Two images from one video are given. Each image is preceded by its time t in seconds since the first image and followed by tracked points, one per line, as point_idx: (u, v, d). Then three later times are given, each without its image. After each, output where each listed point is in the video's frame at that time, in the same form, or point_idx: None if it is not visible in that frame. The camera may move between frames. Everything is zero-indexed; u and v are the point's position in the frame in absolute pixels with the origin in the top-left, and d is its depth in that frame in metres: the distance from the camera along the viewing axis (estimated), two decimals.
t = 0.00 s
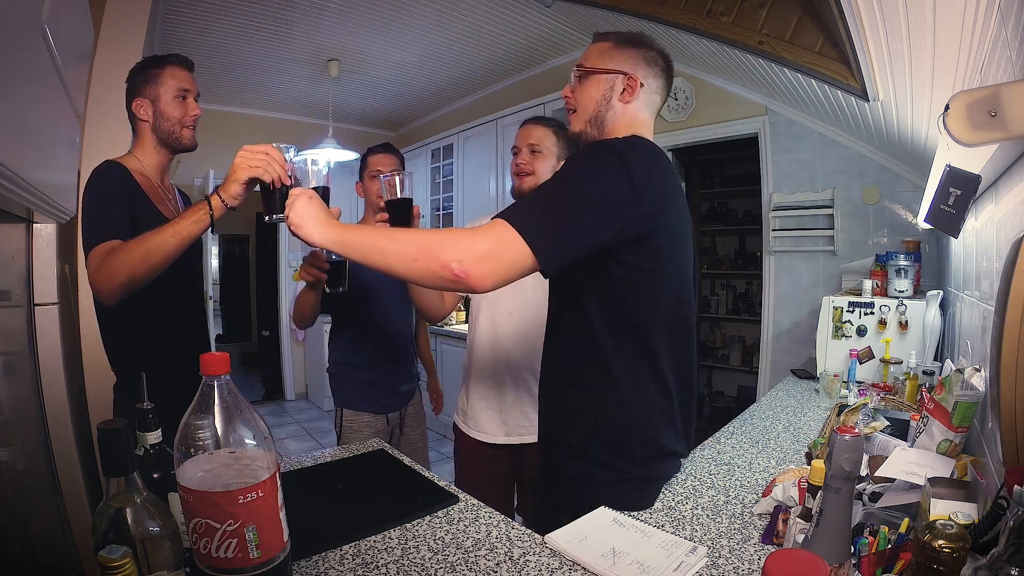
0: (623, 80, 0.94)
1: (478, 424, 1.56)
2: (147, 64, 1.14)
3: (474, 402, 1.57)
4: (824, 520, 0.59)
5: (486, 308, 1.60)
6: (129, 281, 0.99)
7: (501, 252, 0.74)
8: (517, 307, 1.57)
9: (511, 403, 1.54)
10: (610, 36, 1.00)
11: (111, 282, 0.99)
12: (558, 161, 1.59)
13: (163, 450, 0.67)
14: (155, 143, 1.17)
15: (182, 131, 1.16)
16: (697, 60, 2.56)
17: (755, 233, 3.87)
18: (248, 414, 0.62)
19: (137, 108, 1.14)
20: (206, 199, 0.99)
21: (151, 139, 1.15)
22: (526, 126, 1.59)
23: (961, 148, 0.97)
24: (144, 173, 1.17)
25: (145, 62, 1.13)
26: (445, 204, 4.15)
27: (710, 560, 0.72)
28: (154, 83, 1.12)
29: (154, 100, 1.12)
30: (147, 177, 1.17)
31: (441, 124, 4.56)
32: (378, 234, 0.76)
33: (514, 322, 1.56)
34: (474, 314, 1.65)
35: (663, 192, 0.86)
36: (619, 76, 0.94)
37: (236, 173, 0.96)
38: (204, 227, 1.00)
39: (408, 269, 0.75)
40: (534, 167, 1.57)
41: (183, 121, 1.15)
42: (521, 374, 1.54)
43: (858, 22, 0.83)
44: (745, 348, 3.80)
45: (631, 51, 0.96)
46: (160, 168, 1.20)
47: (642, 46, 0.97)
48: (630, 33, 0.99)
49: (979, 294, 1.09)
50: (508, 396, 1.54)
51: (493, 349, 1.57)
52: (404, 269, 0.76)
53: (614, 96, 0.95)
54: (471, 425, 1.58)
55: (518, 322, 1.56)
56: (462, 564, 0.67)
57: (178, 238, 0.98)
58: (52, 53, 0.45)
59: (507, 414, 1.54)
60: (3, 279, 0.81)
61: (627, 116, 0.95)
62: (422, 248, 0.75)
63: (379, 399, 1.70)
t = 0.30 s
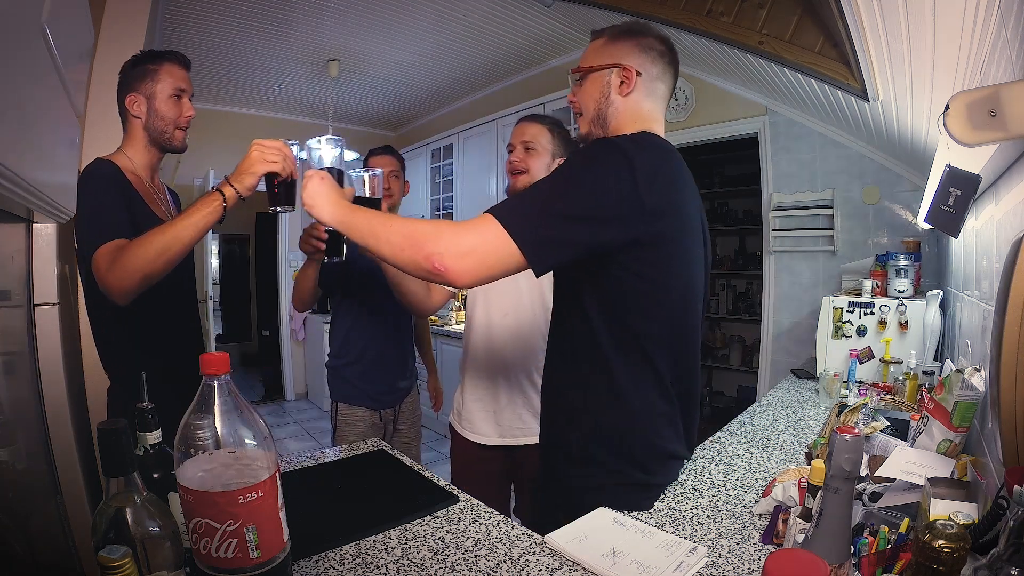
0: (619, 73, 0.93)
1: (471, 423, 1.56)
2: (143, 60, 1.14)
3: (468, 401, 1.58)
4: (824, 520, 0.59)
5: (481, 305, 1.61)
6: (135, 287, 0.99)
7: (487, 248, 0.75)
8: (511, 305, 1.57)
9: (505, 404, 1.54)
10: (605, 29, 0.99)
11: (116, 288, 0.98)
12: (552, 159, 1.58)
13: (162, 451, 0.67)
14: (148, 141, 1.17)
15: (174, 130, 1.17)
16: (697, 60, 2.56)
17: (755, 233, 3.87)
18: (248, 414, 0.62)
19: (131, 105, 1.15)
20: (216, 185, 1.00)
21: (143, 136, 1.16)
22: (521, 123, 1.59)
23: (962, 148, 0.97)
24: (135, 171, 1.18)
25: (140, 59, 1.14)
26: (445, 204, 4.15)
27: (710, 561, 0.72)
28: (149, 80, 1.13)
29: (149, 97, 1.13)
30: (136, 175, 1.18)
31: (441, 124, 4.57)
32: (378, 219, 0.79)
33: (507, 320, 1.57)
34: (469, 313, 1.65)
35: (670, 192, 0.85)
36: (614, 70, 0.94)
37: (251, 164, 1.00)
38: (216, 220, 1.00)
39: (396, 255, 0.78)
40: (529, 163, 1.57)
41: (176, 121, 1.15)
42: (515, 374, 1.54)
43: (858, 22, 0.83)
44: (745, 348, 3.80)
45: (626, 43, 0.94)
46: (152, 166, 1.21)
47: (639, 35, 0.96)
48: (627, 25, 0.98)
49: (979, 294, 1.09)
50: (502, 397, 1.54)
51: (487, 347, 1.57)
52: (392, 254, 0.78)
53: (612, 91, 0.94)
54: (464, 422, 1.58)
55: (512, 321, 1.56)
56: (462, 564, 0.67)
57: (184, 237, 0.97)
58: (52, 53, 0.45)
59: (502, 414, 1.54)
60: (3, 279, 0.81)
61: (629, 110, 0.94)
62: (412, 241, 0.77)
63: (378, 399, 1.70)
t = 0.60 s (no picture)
0: (609, 69, 0.93)
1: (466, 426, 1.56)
2: (139, 57, 1.14)
3: (464, 403, 1.57)
4: (824, 520, 0.59)
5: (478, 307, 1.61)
6: (160, 285, 0.97)
7: (479, 268, 0.77)
8: (508, 308, 1.57)
9: (503, 407, 1.54)
10: (600, 26, 0.99)
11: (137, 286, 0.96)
12: (555, 157, 1.60)
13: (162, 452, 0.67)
14: (145, 140, 1.18)
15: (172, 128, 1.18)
16: (697, 60, 2.56)
17: (755, 233, 3.87)
18: (248, 414, 0.62)
19: (126, 101, 1.15)
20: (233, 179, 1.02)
21: (139, 134, 1.17)
22: (524, 117, 1.59)
23: (962, 148, 0.97)
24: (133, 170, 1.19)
25: (134, 54, 1.14)
26: (445, 204, 4.15)
27: (710, 561, 0.72)
28: (146, 77, 1.14)
29: (146, 95, 1.14)
30: (133, 173, 1.18)
31: (441, 124, 4.57)
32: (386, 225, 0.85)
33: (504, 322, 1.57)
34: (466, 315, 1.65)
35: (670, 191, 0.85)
36: (605, 67, 0.94)
37: (270, 161, 1.05)
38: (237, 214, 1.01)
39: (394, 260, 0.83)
40: (535, 159, 1.58)
41: (173, 120, 1.17)
42: (513, 378, 1.54)
43: (858, 21, 0.83)
44: (745, 348, 3.80)
45: (618, 37, 0.94)
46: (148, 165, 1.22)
47: (633, 28, 0.95)
48: (621, 17, 0.97)
49: (979, 294, 1.09)
50: (499, 400, 1.54)
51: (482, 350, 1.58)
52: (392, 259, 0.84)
53: (605, 88, 0.94)
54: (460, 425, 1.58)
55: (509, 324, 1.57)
56: (462, 564, 0.67)
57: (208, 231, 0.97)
58: (52, 53, 0.45)
59: (499, 417, 1.54)
60: (2, 279, 0.81)
61: (625, 104, 0.94)
62: (409, 253, 0.81)
63: (378, 398, 1.70)
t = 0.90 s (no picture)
0: (598, 72, 0.94)
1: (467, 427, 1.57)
2: (146, 55, 1.16)
3: (466, 405, 1.58)
4: (824, 520, 0.59)
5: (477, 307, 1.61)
6: (177, 278, 0.98)
7: (472, 272, 0.78)
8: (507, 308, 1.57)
9: (504, 409, 1.54)
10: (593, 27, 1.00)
11: (155, 277, 0.96)
12: (549, 154, 1.59)
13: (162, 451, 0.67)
14: (150, 137, 1.19)
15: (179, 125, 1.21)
16: (697, 60, 2.56)
17: (755, 233, 3.87)
18: (248, 414, 0.62)
19: (131, 97, 1.16)
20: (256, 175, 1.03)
21: (144, 131, 1.18)
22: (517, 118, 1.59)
23: (962, 148, 0.97)
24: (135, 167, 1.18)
25: (142, 52, 1.15)
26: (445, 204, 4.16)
27: (710, 561, 0.72)
28: (155, 75, 1.16)
29: (156, 93, 1.16)
30: (136, 169, 1.18)
31: (441, 124, 4.57)
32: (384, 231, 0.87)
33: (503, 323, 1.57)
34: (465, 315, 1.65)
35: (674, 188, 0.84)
36: (595, 69, 0.95)
37: (295, 161, 1.04)
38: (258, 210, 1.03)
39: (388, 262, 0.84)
40: (524, 157, 1.57)
41: (180, 120, 1.20)
42: (516, 380, 1.54)
43: (858, 21, 0.83)
44: (745, 348, 3.80)
45: (606, 40, 0.95)
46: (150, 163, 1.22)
47: (628, 28, 0.95)
48: (615, 16, 0.97)
49: (979, 294, 1.09)
50: (500, 401, 1.54)
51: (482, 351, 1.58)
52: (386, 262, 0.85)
53: (598, 90, 0.95)
54: (461, 426, 1.59)
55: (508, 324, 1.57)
56: (462, 564, 0.67)
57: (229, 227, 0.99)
58: (52, 53, 0.45)
59: (501, 419, 1.53)
60: (2, 279, 0.81)
61: (618, 106, 0.94)
62: (405, 258, 0.82)
63: (378, 398, 1.70)
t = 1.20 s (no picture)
0: (598, 74, 0.94)
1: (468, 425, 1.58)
2: (164, 56, 1.17)
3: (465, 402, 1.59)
4: (824, 520, 0.59)
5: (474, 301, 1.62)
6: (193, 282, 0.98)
7: (469, 269, 0.78)
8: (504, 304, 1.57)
9: (504, 409, 1.54)
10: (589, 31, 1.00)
11: (175, 283, 0.97)
12: (538, 153, 1.56)
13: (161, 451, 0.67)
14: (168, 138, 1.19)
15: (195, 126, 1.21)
16: (697, 60, 2.56)
17: (755, 233, 3.87)
18: (248, 414, 0.63)
19: (149, 97, 1.15)
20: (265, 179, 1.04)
21: (159, 131, 1.17)
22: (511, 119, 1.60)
23: (962, 148, 0.97)
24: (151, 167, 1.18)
25: (161, 54, 1.16)
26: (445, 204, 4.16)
27: (710, 561, 0.72)
28: (174, 77, 1.16)
29: (176, 93, 1.16)
30: (150, 170, 1.17)
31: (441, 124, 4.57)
32: (381, 228, 0.88)
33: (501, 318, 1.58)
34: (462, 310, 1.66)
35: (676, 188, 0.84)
36: (594, 73, 0.95)
37: (302, 164, 1.06)
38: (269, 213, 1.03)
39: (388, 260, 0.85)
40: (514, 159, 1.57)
41: (197, 122, 1.21)
42: (515, 380, 1.54)
43: (858, 21, 0.83)
44: (745, 348, 3.80)
45: (603, 43, 0.95)
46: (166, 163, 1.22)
47: (630, 27, 0.95)
48: (611, 19, 0.98)
49: (979, 294, 1.09)
50: (501, 401, 1.54)
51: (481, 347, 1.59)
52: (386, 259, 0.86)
53: (598, 94, 0.95)
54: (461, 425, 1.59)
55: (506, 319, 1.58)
56: (462, 564, 0.67)
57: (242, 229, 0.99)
58: (52, 53, 0.45)
59: (501, 420, 1.54)
60: (2, 279, 0.81)
61: (619, 107, 0.94)
62: (404, 253, 0.83)
63: (378, 398, 1.70)
